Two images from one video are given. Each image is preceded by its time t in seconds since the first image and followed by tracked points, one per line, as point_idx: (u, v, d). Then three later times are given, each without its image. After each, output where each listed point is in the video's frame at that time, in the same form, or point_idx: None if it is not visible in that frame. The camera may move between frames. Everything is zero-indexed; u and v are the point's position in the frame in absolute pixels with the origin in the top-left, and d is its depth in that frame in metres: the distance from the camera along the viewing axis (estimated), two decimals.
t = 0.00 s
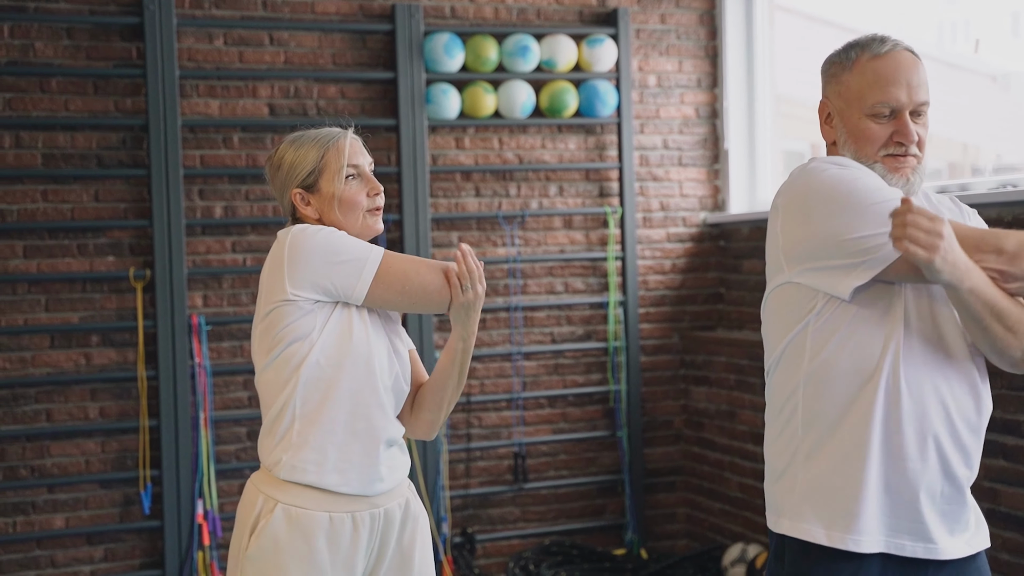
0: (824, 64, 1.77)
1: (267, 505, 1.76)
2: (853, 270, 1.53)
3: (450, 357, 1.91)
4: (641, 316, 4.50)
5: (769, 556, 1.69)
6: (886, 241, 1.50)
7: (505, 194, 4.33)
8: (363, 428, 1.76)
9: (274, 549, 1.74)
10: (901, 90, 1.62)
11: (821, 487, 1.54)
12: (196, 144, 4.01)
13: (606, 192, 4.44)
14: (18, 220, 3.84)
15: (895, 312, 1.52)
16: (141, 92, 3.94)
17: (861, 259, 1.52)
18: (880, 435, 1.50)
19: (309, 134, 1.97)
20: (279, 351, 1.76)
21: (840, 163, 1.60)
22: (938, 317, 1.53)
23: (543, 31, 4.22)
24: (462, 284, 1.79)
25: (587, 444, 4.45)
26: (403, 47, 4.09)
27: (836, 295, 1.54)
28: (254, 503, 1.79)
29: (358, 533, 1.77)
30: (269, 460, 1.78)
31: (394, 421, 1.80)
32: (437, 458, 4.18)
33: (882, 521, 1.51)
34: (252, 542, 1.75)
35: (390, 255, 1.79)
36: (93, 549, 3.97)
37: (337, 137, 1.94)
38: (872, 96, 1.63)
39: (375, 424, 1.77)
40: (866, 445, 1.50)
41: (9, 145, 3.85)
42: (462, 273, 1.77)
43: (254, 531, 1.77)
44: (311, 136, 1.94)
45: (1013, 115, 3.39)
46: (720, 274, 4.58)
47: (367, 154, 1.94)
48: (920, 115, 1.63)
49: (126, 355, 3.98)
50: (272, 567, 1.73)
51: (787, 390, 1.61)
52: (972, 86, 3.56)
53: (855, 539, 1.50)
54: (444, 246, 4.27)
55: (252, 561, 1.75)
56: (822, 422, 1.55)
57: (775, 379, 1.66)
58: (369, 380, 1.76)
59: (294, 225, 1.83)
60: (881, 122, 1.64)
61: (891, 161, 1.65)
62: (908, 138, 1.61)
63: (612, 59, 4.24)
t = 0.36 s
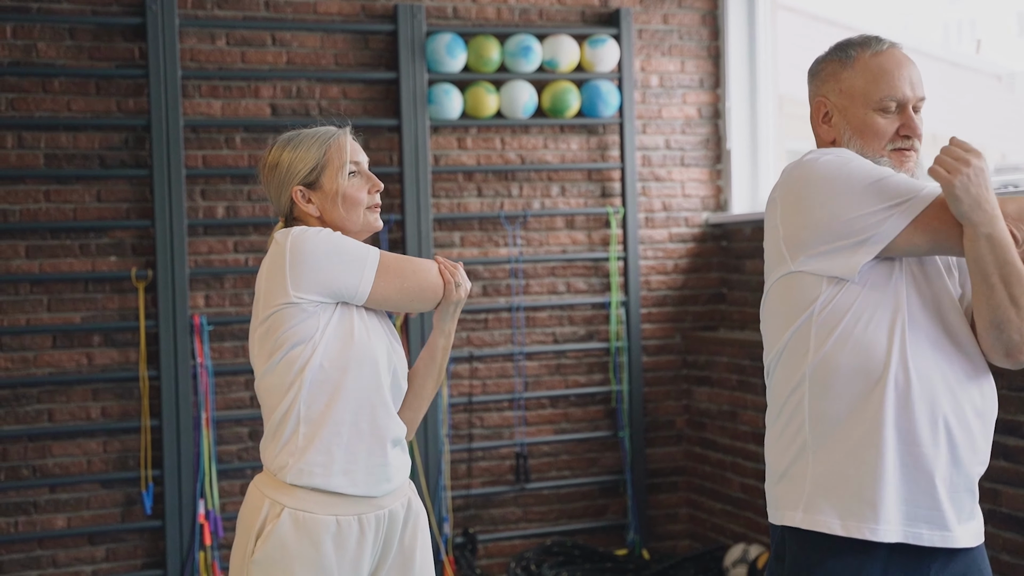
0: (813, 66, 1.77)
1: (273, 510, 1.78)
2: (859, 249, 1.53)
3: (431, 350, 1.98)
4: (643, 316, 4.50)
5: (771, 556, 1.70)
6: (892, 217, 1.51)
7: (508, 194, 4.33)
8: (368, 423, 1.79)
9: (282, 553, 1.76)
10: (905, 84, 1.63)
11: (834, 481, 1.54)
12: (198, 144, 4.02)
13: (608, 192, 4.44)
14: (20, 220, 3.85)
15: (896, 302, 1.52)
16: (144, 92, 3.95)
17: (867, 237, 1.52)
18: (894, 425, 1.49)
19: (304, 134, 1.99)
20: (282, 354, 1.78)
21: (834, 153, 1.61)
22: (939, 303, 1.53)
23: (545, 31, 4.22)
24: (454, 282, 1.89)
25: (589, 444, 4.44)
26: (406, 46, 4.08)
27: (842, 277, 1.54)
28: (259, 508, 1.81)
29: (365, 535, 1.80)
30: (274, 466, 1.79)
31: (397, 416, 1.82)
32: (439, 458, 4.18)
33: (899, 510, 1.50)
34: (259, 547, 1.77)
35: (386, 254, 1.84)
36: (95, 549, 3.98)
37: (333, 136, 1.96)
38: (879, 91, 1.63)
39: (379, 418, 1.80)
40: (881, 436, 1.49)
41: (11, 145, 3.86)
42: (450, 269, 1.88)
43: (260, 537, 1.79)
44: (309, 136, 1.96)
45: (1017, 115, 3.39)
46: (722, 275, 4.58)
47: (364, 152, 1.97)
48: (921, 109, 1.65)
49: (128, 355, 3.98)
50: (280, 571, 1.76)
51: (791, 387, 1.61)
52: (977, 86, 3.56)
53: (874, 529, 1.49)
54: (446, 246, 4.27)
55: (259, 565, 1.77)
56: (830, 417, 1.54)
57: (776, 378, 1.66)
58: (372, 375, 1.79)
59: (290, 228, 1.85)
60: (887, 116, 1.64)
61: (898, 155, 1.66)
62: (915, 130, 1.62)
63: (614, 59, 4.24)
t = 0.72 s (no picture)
0: (795, 69, 1.79)
1: (267, 512, 1.78)
2: (860, 247, 1.53)
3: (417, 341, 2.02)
4: (639, 317, 4.50)
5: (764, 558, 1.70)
6: (892, 215, 1.52)
7: (504, 195, 4.33)
8: (363, 421, 1.79)
9: (276, 556, 1.76)
10: (892, 79, 1.65)
11: (834, 481, 1.53)
12: (194, 144, 4.01)
13: (605, 193, 4.43)
14: (15, 220, 3.84)
15: (892, 299, 1.52)
16: (140, 92, 3.94)
17: (868, 234, 1.52)
18: (897, 423, 1.48)
19: (298, 137, 1.99)
20: (280, 355, 1.78)
21: (829, 152, 1.62)
22: (934, 299, 1.53)
23: (542, 32, 4.22)
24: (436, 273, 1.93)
25: (585, 445, 4.44)
26: (402, 47, 4.08)
27: (841, 275, 1.54)
28: (253, 509, 1.80)
29: (359, 538, 1.80)
30: (270, 467, 1.79)
31: (392, 415, 1.82)
32: (434, 458, 4.18)
33: (903, 509, 1.48)
34: (252, 549, 1.77)
35: (379, 250, 1.85)
36: (90, 549, 3.97)
37: (331, 137, 1.96)
38: (869, 86, 1.65)
39: (374, 414, 1.79)
40: (883, 434, 1.48)
41: (7, 145, 3.85)
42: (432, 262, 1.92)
43: (254, 538, 1.79)
44: (305, 138, 1.96)
45: (1015, 117, 3.39)
46: (719, 276, 4.58)
47: (361, 153, 1.98)
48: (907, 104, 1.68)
49: (123, 355, 3.98)
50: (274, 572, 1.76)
51: (788, 388, 1.60)
52: (977, 88, 3.56)
53: (878, 527, 1.48)
54: (443, 247, 4.26)
55: (253, 566, 1.77)
56: (829, 417, 1.54)
57: (772, 379, 1.65)
58: (367, 374, 1.79)
59: (290, 228, 1.84)
60: (877, 111, 1.66)
61: (891, 149, 1.67)
62: (906, 123, 1.64)
63: (611, 60, 4.24)
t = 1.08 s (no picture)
0: (774, 72, 1.79)
1: (256, 515, 1.78)
2: (859, 246, 1.52)
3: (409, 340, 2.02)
4: (632, 318, 4.50)
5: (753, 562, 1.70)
6: (890, 215, 1.52)
7: (497, 196, 4.33)
8: (357, 420, 1.79)
9: (264, 559, 1.76)
10: (875, 78, 1.66)
11: (830, 481, 1.52)
12: (186, 144, 4.01)
13: (597, 195, 4.44)
14: (6, 220, 3.83)
15: (888, 299, 1.52)
16: (132, 92, 3.93)
17: (868, 233, 1.52)
18: (895, 423, 1.48)
19: (285, 137, 1.98)
20: (270, 357, 1.78)
21: (820, 151, 1.61)
22: (927, 299, 1.54)
23: (535, 32, 4.22)
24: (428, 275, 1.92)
25: (577, 446, 4.44)
26: (395, 47, 4.08)
27: (838, 276, 1.53)
28: (241, 513, 1.80)
29: (348, 539, 1.80)
30: (261, 469, 1.78)
31: (383, 416, 1.82)
32: (426, 459, 4.18)
33: (902, 509, 1.48)
34: (240, 552, 1.77)
35: (368, 250, 1.84)
36: (81, 550, 3.96)
37: (318, 137, 1.95)
38: (852, 85, 1.66)
39: (367, 414, 1.80)
40: (882, 434, 1.47)
41: None
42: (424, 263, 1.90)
43: (242, 541, 1.78)
44: (292, 138, 1.95)
45: (1008, 118, 3.40)
46: (712, 277, 4.58)
47: (349, 153, 1.98)
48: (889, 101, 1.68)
49: (114, 356, 3.97)
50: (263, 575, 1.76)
51: (782, 389, 1.58)
52: (971, 89, 3.57)
53: (876, 527, 1.47)
54: (435, 248, 4.26)
55: (241, 570, 1.77)
56: (825, 417, 1.52)
57: (763, 381, 1.64)
58: (361, 374, 1.79)
59: (277, 230, 1.83)
60: (861, 110, 1.67)
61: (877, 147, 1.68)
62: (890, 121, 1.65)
63: (604, 61, 4.24)
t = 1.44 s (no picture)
0: (761, 74, 1.80)
1: (244, 518, 1.77)
2: (854, 246, 1.53)
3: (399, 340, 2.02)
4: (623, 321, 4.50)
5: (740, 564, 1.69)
6: (884, 215, 1.52)
7: (488, 198, 4.32)
8: (349, 421, 1.79)
9: (253, 562, 1.76)
10: (861, 81, 1.66)
11: (824, 482, 1.51)
12: (177, 146, 4.00)
13: (589, 197, 4.43)
14: None
15: (880, 299, 1.52)
16: (122, 94, 3.93)
17: (863, 233, 1.52)
18: (889, 424, 1.48)
19: (276, 139, 1.98)
20: (259, 359, 1.78)
21: (811, 152, 1.60)
22: (917, 299, 1.54)
23: (526, 34, 4.22)
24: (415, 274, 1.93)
25: (569, 448, 4.44)
26: (386, 50, 4.08)
27: (835, 276, 1.53)
28: (230, 515, 1.80)
29: (337, 543, 1.79)
30: (250, 471, 1.78)
31: (374, 417, 1.82)
32: (417, 462, 4.18)
33: (895, 509, 1.48)
34: (229, 555, 1.77)
35: (357, 250, 1.84)
36: (71, 553, 3.95)
37: (309, 139, 1.95)
38: (838, 89, 1.66)
39: (360, 415, 1.79)
40: (876, 434, 1.47)
41: None
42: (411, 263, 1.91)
43: (231, 544, 1.78)
44: (283, 140, 1.95)
45: (1003, 122, 3.42)
46: (703, 279, 4.58)
47: (340, 155, 1.98)
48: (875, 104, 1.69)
49: (105, 358, 3.96)
50: None
51: (773, 391, 1.57)
52: (964, 92, 3.58)
53: (871, 528, 1.47)
54: (427, 250, 4.25)
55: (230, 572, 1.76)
56: (819, 418, 1.52)
57: (752, 383, 1.63)
58: (353, 374, 1.79)
59: (267, 233, 1.83)
60: (847, 113, 1.67)
61: (864, 150, 1.68)
62: (876, 124, 1.65)
63: (596, 64, 4.24)
